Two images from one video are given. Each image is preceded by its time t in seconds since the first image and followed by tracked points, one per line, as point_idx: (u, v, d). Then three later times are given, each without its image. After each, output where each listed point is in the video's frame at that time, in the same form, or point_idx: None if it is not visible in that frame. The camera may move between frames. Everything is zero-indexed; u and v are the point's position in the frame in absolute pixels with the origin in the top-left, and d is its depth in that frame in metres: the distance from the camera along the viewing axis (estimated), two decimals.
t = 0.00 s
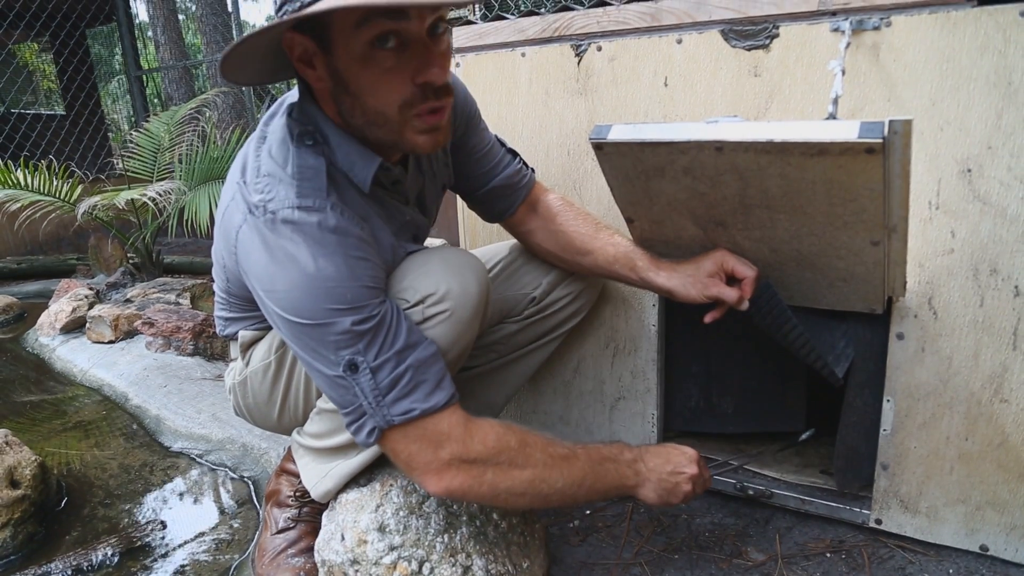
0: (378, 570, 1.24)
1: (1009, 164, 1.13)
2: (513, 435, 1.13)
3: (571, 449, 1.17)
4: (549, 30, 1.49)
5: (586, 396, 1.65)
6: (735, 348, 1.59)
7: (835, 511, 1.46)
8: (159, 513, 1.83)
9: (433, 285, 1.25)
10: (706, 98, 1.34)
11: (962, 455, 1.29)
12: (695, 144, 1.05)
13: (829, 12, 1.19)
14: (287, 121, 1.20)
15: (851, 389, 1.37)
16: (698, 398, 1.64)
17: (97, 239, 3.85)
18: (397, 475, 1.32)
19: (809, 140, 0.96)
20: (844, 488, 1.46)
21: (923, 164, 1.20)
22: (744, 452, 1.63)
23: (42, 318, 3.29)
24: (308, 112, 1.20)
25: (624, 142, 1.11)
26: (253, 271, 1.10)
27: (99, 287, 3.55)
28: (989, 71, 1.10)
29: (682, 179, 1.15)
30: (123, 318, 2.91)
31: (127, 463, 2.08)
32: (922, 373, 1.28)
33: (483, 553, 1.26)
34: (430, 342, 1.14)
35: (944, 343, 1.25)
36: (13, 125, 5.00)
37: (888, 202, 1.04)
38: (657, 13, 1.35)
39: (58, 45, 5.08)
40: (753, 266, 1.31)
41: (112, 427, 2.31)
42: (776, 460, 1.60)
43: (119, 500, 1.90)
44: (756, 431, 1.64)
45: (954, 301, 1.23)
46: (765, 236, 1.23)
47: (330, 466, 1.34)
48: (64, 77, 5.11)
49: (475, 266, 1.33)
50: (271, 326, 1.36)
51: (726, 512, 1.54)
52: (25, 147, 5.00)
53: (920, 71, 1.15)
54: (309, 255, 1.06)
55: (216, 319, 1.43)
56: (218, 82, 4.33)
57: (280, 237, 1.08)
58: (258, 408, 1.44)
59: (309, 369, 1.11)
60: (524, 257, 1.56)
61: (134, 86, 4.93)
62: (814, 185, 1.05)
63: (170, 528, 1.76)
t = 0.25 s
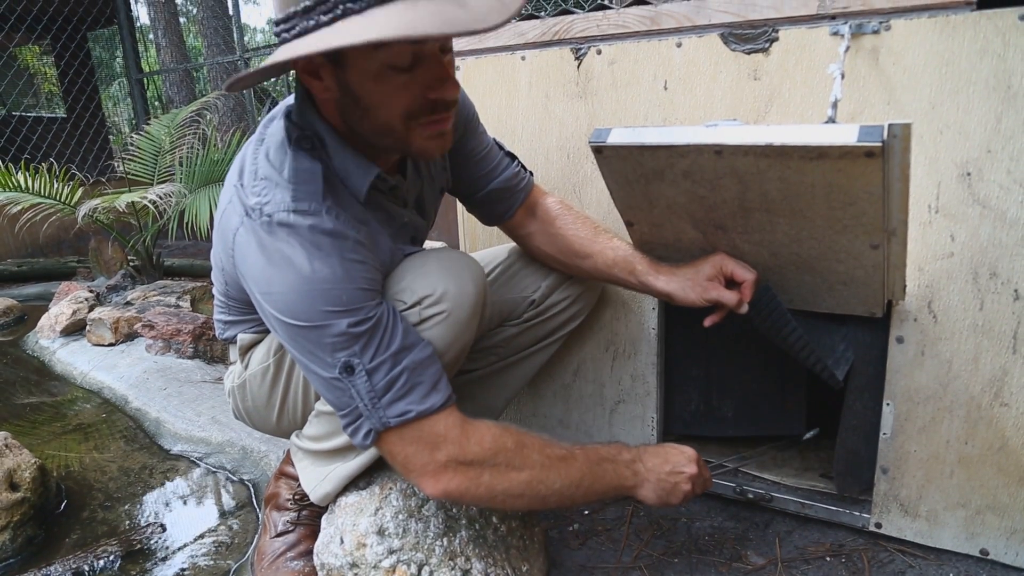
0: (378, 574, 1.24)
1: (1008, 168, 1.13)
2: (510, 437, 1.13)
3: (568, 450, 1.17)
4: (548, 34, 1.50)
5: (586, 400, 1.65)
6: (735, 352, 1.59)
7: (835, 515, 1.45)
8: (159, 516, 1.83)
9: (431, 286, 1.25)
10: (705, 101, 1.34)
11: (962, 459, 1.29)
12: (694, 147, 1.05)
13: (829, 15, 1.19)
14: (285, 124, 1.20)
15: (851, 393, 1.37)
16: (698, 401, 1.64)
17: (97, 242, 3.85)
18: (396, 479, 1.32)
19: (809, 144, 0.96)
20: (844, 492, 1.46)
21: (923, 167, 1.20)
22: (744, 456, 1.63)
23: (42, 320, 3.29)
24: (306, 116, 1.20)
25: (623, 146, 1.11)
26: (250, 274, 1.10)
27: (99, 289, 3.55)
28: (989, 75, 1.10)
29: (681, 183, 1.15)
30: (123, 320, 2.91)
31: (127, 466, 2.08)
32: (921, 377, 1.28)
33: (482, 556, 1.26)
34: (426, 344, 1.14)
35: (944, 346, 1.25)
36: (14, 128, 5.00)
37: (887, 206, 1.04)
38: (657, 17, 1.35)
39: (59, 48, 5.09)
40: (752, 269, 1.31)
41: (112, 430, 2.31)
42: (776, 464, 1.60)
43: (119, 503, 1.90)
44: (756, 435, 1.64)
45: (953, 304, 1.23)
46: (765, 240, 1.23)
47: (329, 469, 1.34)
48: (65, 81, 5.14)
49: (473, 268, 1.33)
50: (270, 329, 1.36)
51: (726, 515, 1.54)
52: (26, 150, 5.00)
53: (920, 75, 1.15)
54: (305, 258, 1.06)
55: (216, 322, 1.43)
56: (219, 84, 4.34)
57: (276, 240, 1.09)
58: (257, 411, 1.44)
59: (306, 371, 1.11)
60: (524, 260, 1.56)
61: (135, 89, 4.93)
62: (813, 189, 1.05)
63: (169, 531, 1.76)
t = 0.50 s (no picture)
0: None
1: (1008, 171, 1.13)
2: (511, 442, 1.13)
3: (569, 456, 1.17)
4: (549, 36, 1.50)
5: (586, 402, 1.65)
6: (735, 355, 1.59)
7: (835, 518, 1.45)
8: (158, 518, 1.82)
9: (433, 290, 1.25)
10: (705, 104, 1.34)
11: (962, 462, 1.29)
12: (694, 150, 1.05)
13: (829, 18, 1.19)
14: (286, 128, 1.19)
15: (851, 396, 1.37)
16: (698, 404, 1.64)
17: (97, 243, 3.85)
18: (396, 481, 1.32)
19: (809, 147, 0.96)
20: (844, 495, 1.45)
21: (923, 170, 1.20)
22: (744, 458, 1.63)
23: (42, 322, 3.29)
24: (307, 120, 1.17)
25: (623, 149, 1.11)
26: (252, 278, 1.10)
27: (99, 291, 3.55)
28: (988, 78, 1.11)
29: (681, 186, 1.15)
30: (123, 322, 2.91)
31: (127, 468, 2.08)
32: (922, 380, 1.28)
33: (482, 559, 1.26)
34: (428, 349, 1.14)
35: (944, 349, 1.25)
36: (14, 129, 5.01)
37: (887, 209, 1.04)
38: (657, 20, 1.35)
39: (60, 50, 5.09)
40: (753, 272, 1.32)
41: (112, 431, 2.31)
42: (776, 467, 1.60)
43: (118, 505, 1.90)
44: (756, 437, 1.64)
45: (953, 307, 1.23)
46: (765, 243, 1.23)
47: (329, 472, 1.34)
48: (65, 82, 5.13)
49: (474, 272, 1.33)
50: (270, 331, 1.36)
51: (726, 518, 1.53)
52: (26, 151, 5.00)
53: (920, 78, 1.15)
54: (307, 262, 1.06)
55: (215, 324, 1.43)
56: (220, 86, 4.35)
57: (278, 244, 1.09)
58: (257, 413, 1.44)
59: (308, 376, 1.12)
60: (524, 263, 1.56)
61: (135, 91, 4.93)
62: (813, 192, 1.05)
63: (169, 533, 1.76)
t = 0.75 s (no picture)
0: None
1: (1006, 175, 1.13)
2: (510, 450, 1.13)
3: (567, 463, 1.18)
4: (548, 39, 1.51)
5: (585, 405, 1.65)
6: (733, 358, 1.59)
7: (832, 521, 1.45)
8: (156, 519, 1.82)
9: (433, 297, 1.25)
10: (704, 107, 1.34)
11: (959, 465, 1.29)
12: (693, 153, 1.05)
13: (828, 22, 1.20)
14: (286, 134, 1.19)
15: (849, 399, 1.37)
16: (696, 406, 1.64)
17: (96, 244, 3.85)
18: (393, 483, 1.32)
19: (807, 151, 0.96)
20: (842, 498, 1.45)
21: (921, 174, 1.20)
22: (742, 461, 1.63)
23: (40, 322, 3.29)
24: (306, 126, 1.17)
25: (622, 151, 1.11)
26: (251, 284, 1.10)
27: (98, 291, 3.55)
28: (986, 82, 1.11)
29: (680, 189, 1.16)
30: (121, 323, 2.91)
31: (124, 468, 2.07)
32: (919, 384, 1.28)
33: (479, 561, 1.26)
34: (427, 357, 1.14)
35: (941, 353, 1.25)
36: (14, 129, 5.01)
37: (886, 212, 1.04)
38: (656, 23, 1.36)
39: (60, 50, 5.10)
40: (752, 275, 1.32)
41: (110, 432, 2.31)
42: (774, 469, 1.60)
43: (116, 506, 1.90)
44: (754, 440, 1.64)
45: (951, 311, 1.23)
46: (763, 246, 1.24)
47: (326, 474, 1.34)
48: (65, 82, 5.15)
49: (473, 277, 1.33)
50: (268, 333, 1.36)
51: (724, 521, 1.53)
52: (26, 151, 5.01)
53: (918, 82, 1.15)
54: (307, 270, 1.06)
55: (213, 326, 1.42)
56: (220, 87, 4.35)
57: (277, 251, 1.09)
58: (255, 415, 1.43)
59: (308, 383, 1.11)
60: (523, 265, 1.56)
61: (134, 91, 4.93)
62: (811, 196, 1.05)
63: (166, 534, 1.76)
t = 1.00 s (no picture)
0: None
1: (1000, 180, 1.14)
2: (506, 456, 1.13)
3: (563, 468, 1.18)
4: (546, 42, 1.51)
5: (580, 407, 1.65)
6: (728, 361, 1.59)
7: (827, 524, 1.46)
8: (151, 521, 1.82)
9: (430, 302, 1.26)
10: (700, 110, 1.34)
11: (953, 468, 1.29)
12: (688, 156, 1.06)
13: (823, 26, 1.20)
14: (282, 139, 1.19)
15: (843, 403, 1.38)
16: (692, 409, 1.65)
17: (93, 244, 3.85)
18: (388, 485, 1.32)
19: (801, 155, 0.96)
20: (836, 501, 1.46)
21: (916, 178, 1.20)
22: (737, 463, 1.63)
23: (36, 323, 3.28)
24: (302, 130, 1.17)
25: (618, 154, 1.11)
26: (248, 290, 1.10)
27: (95, 292, 3.55)
28: (981, 87, 1.11)
29: (675, 192, 1.16)
30: (118, 323, 2.90)
31: (120, 470, 2.07)
32: (913, 387, 1.29)
33: (474, 563, 1.26)
34: (423, 364, 1.14)
35: (935, 356, 1.26)
36: (11, 129, 5.01)
37: (880, 216, 1.05)
38: (653, 26, 1.36)
39: (57, 49, 5.10)
40: (747, 279, 1.32)
41: (106, 433, 2.30)
42: (769, 472, 1.60)
43: (112, 507, 1.89)
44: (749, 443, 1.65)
45: (945, 315, 1.23)
46: (758, 249, 1.24)
47: (322, 477, 1.34)
48: (62, 82, 5.14)
49: (470, 282, 1.34)
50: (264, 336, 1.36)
51: (719, 523, 1.54)
52: (23, 151, 5.00)
53: (913, 87, 1.16)
54: (304, 276, 1.06)
55: (210, 328, 1.43)
56: (217, 88, 4.35)
57: (274, 257, 1.09)
58: (252, 417, 1.44)
59: (304, 389, 1.12)
60: (519, 267, 1.56)
61: (132, 92, 4.93)
62: (806, 200, 1.06)
63: (161, 535, 1.76)
